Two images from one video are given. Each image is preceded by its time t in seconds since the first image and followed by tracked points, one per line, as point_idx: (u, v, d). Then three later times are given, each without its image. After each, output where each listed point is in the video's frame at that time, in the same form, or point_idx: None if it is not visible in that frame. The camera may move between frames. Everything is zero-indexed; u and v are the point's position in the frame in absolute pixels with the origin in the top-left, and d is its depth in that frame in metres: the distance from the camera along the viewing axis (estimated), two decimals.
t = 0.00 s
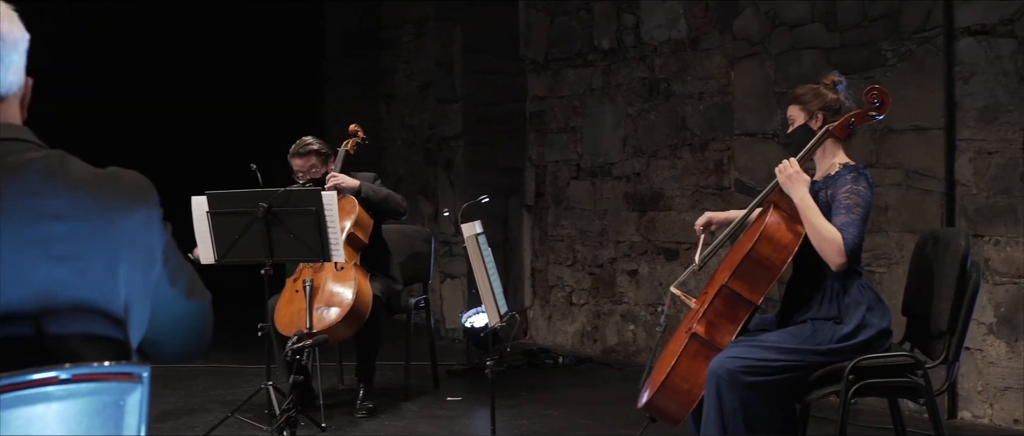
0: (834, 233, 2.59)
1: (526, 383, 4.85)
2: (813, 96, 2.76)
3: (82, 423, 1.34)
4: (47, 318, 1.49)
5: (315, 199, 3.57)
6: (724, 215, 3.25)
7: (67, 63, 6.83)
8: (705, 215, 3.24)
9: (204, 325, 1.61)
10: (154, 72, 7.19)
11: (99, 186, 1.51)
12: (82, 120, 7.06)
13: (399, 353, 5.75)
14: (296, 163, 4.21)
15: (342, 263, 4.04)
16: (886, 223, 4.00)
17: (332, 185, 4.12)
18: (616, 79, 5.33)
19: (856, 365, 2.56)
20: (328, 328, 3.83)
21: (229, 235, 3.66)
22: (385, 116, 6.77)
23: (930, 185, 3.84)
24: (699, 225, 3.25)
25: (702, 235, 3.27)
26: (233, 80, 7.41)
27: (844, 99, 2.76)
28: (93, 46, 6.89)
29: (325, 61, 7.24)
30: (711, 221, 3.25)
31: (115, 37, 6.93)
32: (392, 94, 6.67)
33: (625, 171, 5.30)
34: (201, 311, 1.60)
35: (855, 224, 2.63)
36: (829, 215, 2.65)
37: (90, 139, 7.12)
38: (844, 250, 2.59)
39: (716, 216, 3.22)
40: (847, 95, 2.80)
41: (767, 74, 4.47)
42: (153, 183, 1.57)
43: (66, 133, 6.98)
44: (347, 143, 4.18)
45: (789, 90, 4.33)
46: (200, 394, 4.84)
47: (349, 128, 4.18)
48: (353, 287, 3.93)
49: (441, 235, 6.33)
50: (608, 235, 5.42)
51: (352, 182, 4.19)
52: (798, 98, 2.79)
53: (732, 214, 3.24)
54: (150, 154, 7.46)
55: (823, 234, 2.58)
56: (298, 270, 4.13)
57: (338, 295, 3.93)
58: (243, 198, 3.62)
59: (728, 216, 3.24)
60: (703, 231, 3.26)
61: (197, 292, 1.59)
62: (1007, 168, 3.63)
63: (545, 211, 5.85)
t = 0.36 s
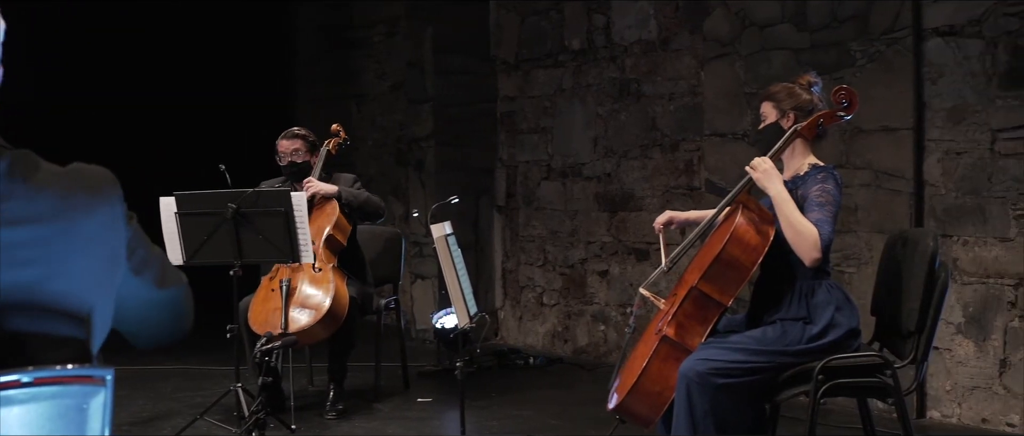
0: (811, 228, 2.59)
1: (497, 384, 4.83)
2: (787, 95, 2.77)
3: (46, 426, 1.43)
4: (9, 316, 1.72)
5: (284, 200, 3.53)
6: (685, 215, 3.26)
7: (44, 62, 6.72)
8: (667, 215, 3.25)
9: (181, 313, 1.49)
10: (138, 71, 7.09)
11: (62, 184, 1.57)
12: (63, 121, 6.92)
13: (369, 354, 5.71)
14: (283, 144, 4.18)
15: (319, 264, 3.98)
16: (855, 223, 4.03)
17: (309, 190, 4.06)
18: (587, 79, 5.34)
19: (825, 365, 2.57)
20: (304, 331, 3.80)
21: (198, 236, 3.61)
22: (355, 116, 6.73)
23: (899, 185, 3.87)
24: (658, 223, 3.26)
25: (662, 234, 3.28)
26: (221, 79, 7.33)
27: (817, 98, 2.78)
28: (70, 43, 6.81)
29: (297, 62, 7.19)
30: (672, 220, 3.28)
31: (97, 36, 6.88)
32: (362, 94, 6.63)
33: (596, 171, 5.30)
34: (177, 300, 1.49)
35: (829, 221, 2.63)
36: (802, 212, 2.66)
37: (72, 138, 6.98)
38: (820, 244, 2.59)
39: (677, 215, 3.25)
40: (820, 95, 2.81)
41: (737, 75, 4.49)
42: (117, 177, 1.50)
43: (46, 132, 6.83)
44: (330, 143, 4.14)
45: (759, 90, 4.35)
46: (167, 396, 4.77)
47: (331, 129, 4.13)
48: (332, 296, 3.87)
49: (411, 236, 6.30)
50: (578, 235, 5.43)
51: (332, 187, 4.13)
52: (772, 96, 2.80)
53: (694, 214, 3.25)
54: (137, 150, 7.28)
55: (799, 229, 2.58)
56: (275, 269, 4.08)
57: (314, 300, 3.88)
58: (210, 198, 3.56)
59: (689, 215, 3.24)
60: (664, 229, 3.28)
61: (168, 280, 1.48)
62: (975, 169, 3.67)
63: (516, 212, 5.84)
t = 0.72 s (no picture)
0: (779, 232, 2.60)
1: (468, 385, 4.82)
2: (760, 95, 2.77)
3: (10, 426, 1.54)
4: None
5: (252, 200, 3.48)
6: (650, 218, 3.27)
7: (45, 61, 6.91)
8: (631, 220, 3.26)
9: (137, 270, 2.09)
10: (131, 70, 7.19)
11: (30, 188, 1.91)
12: (63, 118, 7.12)
13: (340, 354, 5.68)
14: (271, 138, 4.11)
15: (301, 267, 3.94)
16: (825, 223, 4.05)
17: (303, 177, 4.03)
18: (557, 79, 5.34)
19: (795, 365, 2.59)
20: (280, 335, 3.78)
21: (166, 236, 3.57)
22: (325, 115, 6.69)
23: (869, 185, 3.89)
24: (624, 229, 3.28)
25: (629, 239, 3.29)
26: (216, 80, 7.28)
27: (789, 99, 2.78)
28: (71, 43, 6.98)
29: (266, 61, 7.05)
30: (637, 224, 3.29)
31: (97, 36, 7.01)
32: (332, 94, 6.59)
33: (567, 171, 5.30)
34: (136, 258, 2.08)
35: (797, 224, 2.64)
36: (772, 214, 2.67)
37: (69, 135, 7.15)
38: (788, 247, 2.59)
39: (641, 219, 3.26)
40: (794, 96, 2.81)
41: (706, 75, 4.50)
42: (76, 164, 2.01)
43: (45, 131, 7.04)
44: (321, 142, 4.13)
45: (730, 91, 4.37)
46: (134, 398, 4.71)
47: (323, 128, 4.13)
48: (310, 306, 3.82)
49: (382, 236, 6.26)
50: (549, 235, 5.42)
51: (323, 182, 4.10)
52: (745, 95, 2.80)
53: (658, 218, 3.27)
54: (135, 146, 7.42)
55: (767, 232, 2.59)
56: (256, 268, 4.02)
57: (291, 305, 3.83)
58: (178, 198, 3.52)
59: (655, 220, 3.27)
60: (630, 235, 3.29)
61: (127, 244, 2.07)
62: (944, 168, 3.71)
63: (487, 212, 5.83)
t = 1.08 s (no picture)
0: (753, 233, 2.61)
1: (439, 386, 4.80)
2: (733, 96, 2.77)
3: None
4: None
5: (221, 200, 3.44)
6: (618, 222, 3.26)
7: (45, 61, 6.90)
8: (598, 224, 3.25)
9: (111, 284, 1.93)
10: (126, 70, 7.14)
11: None
12: (63, 118, 7.10)
13: (310, 355, 5.64)
14: (250, 138, 4.07)
15: (278, 268, 3.89)
16: (795, 223, 4.08)
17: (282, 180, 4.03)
18: (528, 80, 5.33)
19: (764, 366, 2.59)
20: (253, 337, 3.75)
21: (133, 238, 3.51)
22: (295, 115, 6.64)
23: (839, 185, 3.92)
24: (592, 233, 3.26)
25: (597, 244, 3.28)
26: (207, 81, 7.19)
27: (762, 100, 2.79)
28: (71, 43, 6.97)
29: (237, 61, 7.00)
30: (604, 230, 3.27)
31: (97, 36, 7.00)
32: (301, 94, 6.54)
33: (537, 171, 5.30)
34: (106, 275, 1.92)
35: (769, 225, 2.66)
36: (744, 215, 2.67)
37: (67, 136, 7.12)
38: (761, 249, 2.61)
39: (608, 223, 3.25)
40: (767, 96, 2.82)
41: (677, 75, 4.52)
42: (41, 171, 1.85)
43: (46, 131, 7.05)
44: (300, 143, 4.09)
45: (701, 91, 4.39)
46: (100, 400, 4.64)
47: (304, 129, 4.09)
48: (284, 310, 3.77)
49: (352, 237, 6.22)
50: (520, 235, 5.42)
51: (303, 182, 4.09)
52: (717, 95, 2.80)
53: (626, 222, 3.26)
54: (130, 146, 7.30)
55: (740, 233, 2.60)
56: (230, 269, 3.97)
57: (264, 309, 3.78)
58: (146, 199, 3.46)
59: (622, 223, 3.27)
60: (598, 240, 3.27)
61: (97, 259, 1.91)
62: (913, 168, 3.74)
63: (457, 212, 5.81)
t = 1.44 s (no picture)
0: (723, 235, 2.61)
1: (410, 387, 4.77)
2: (703, 97, 2.77)
3: None
4: None
5: (191, 201, 3.40)
6: (586, 226, 3.26)
7: (46, 61, 6.69)
8: (568, 228, 3.25)
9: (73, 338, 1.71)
10: (120, 70, 6.96)
11: None
12: (64, 119, 6.86)
13: (281, 356, 5.58)
14: (216, 141, 4.02)
15: (247, 269, 3.85)
16: (765, 223, 4.11)
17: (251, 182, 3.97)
18: (499, 80, 5.32)
19: (734, 366, 2.60)
20: (222, 339, 3.70)
21: (100, 239, 3.44)
22: (265, 116, 6.59)
23: (809, 186, 3.95)
24: (561, 239, 3.26)
25: (566, 249, 3.27)
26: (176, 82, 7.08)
27: (732, 101, 2.80)
28: (70, 43, 6.79)
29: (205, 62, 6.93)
30: (574, 234, 3.27)
31: (97, 36, 6.86)
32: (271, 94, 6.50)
33: (508, 172, 5.29)
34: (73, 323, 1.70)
35: (739, 226, 2.67)
36: (714, 216, 2.68)
37: (69, 136, 6.87)
38: (731, 250, 2.62)
39: (576, 228, 3.25)
40: (737, 97, 2.83)
41: (648, 75, 4.53)
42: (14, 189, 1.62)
43: (46, 132, 6.81)
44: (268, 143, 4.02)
45: (670, 91, 4.40)
46: (66, 403, 4.57)
47: (271, 128, 4.02)
48: (254, 311, 3.73)
49: (322, 237, 6.17)
50: (491, 236, 5.41)
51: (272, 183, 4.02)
52: (687, 95, 2.79)
53: (594, 226, 3.27)
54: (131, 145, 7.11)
55: (710, 234, 2.61)
56: (198, 270, 3.92)
57: (234, 309, 3.74)
58: (115, 199, 3.41)
59: (590, 227, 3.27)
60: (567, 244, 3.27)
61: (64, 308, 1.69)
62: (882, 168, 3.78)
63: (428, 213, 5.79)
